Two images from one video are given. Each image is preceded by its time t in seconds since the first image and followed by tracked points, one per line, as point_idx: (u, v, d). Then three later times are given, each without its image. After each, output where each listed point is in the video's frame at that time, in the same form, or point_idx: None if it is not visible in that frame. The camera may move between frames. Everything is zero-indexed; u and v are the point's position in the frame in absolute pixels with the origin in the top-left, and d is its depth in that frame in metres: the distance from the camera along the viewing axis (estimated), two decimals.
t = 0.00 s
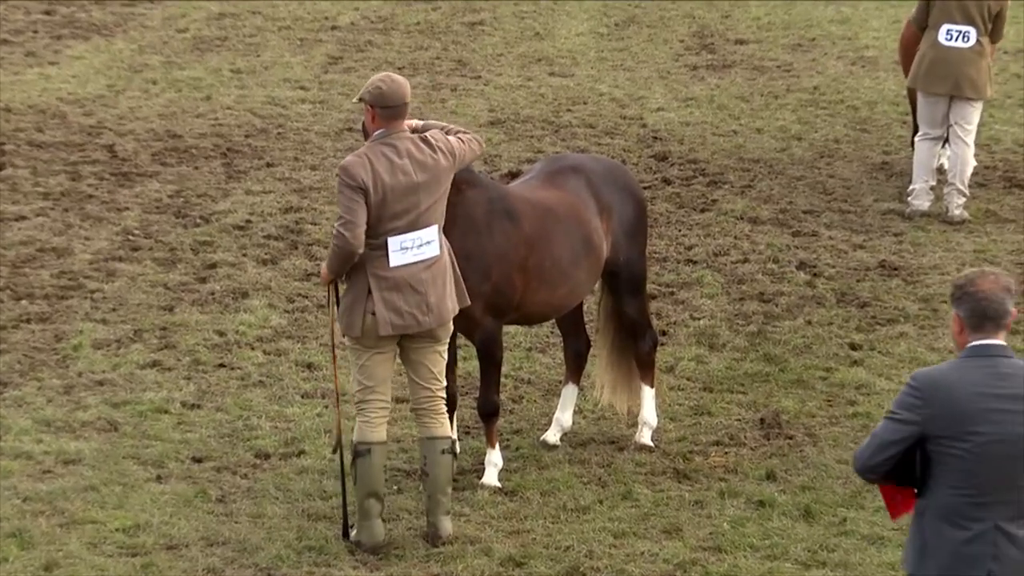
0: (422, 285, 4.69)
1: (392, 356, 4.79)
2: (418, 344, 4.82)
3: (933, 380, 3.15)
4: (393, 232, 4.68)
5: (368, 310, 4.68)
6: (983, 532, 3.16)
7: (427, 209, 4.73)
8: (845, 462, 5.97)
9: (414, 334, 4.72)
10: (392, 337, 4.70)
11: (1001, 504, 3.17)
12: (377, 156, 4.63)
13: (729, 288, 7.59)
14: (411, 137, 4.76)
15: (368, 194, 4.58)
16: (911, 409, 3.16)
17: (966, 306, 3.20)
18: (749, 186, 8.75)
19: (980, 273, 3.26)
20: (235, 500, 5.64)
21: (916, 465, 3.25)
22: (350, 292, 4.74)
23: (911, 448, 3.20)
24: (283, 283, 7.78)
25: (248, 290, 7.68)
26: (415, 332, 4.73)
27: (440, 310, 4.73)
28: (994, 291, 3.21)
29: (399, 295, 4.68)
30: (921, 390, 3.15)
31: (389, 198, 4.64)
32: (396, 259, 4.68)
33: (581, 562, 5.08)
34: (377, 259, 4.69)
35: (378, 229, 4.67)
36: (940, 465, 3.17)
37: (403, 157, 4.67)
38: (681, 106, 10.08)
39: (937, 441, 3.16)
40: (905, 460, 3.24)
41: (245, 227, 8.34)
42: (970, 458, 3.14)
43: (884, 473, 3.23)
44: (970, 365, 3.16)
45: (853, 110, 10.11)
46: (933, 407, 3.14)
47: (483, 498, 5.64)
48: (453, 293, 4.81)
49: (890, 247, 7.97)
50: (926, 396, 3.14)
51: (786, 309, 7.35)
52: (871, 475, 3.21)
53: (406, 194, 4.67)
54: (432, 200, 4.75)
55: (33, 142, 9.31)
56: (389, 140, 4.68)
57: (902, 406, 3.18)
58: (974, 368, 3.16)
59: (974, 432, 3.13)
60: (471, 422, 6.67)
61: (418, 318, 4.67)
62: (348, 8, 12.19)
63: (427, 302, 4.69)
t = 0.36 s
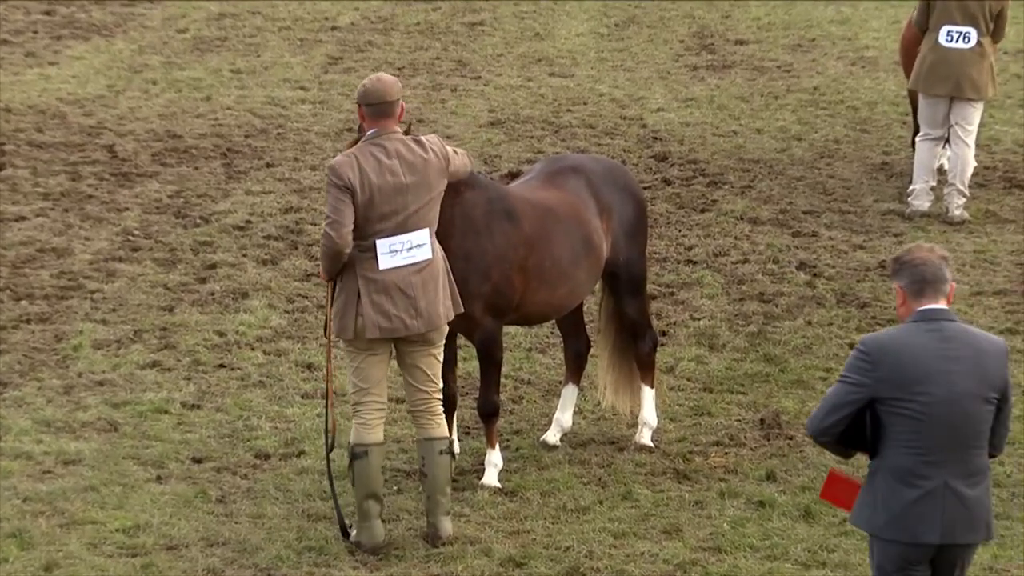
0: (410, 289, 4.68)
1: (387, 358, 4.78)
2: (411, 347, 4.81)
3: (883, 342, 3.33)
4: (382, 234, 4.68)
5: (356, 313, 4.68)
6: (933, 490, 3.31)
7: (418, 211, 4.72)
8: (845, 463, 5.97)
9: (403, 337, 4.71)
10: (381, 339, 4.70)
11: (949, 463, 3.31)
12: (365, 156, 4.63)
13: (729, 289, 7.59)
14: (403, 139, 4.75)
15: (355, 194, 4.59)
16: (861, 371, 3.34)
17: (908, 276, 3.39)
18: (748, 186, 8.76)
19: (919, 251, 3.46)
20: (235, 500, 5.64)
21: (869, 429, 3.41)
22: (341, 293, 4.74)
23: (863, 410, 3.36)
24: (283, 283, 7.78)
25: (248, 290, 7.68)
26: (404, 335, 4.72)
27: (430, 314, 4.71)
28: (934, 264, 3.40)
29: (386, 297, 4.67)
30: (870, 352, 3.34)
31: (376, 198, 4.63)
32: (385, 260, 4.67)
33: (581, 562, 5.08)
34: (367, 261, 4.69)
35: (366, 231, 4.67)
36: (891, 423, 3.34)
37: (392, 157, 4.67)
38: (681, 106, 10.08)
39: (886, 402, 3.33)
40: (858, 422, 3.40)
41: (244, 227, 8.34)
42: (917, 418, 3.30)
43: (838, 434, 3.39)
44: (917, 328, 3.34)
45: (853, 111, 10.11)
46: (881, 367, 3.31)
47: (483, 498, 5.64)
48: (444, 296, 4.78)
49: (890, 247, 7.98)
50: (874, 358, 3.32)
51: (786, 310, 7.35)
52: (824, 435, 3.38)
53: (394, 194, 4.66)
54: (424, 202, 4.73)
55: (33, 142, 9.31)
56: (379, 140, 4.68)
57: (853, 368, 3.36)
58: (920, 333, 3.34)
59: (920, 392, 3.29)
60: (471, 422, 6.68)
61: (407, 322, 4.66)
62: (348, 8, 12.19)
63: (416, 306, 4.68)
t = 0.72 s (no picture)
0: (393, 291, 4.68)
1: (379, 362, 4.78)
2: (401, 347, 4.79)
3: (857, 335, 3.45)
4: (365, 236, 4.67)
5: (339, 314, 4.69)
6: (923, 469, 3.42)
7: (401, 213, 4.71)
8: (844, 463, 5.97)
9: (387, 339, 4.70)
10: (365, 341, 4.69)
11: (933, 440, 3.44)
12: (346, 154, 4.65)
13: (728, 289, 7.59)
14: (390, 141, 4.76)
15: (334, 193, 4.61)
16: (842, 362, 3.43)
17: (853, 299, 3.64)
18: (748, 187, 8.76)
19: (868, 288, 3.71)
20: (236, 500, 5.64)
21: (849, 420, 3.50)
22: (327, 294, 4.76)
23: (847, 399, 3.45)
24: (283, 284, 7.78)
25: (248, 291, 7.68)
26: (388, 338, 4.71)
27: (412, 317, 4.70)
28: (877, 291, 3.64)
29: (368, 298, 4.67)
30: (847, 345, 3.45)
31: (356, 198, 4.64)
32: (367, 261, 4.67)
33: (581, 562, 5.08)
34: (351, 263, 4.69)
35: (350, 232, 4.68)
36: (874, 409, 3.44)
37: (375, 158, 4.68)
38: (681, 106, 10.08)
39: (869, 389, 3.43)
40: (840, 414, 3.48)
41: (244, 227, 8.34)
42: (901, 399, 3.42)
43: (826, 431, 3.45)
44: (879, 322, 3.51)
45: (853, 111, 10.11)
46: (861, 355, 3.42)
47: (483, 499, 5.64)
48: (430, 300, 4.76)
49: (890, 247, 7.98)
50: (852, 347, 3.43)
51: (785, 310, 7.34)
52: (816, 428, 3.42)
53: (375, 195, 4.66)
54: (407, 204, 4.72)
55: (33, 143, 9.31)
56: (363, 140, 4.69)
57: (832, 363, 3.45)
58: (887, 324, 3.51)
59: (903, 373, 3.43)
60: (471, 422, 6.67)
61: (388, 325, 4.66)
62: (348, 9, 12.19)
63: (398, 309, 4.67)
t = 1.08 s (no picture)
0: (385, 292, 4.67)
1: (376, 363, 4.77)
2: (397, 348, 4.77)
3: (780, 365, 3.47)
4: (356, 237, 4.68)
5: (333, 314, 4.70)
6: (850, 476, 3.36)
7: (391, 215, 4.70)
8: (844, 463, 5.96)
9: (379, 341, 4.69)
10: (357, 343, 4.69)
11: (861, 448, 3.38)
12: (335, 155, 4.68)
13: (728, 289, 7.59)
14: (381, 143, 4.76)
15: (322, 192, 4.64)
16: (764, 392, 3.45)
17: (793, 333, 3.60)
18: (748, 187, 8.76)
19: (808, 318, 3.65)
20: (235, 501, 5.64)
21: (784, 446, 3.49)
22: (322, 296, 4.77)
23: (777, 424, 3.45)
24: (283, 284, 7.77)
25: (248, 291, 7.68)
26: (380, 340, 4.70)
27: (404, 318, 4.68)
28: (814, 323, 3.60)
29: (358, 298, 4.67)
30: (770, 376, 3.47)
31: (343, 198, 4.66)
32: (357, 262, 4.67)
33: (581, 562, 5.08)
34: (343, 264, 4.70)
35: (341, 232, 4.68)
36: (802, 427, 3.41)
37: (364, 159, 4.68)
38: (681, 106, 10.08)
39: (793, 408, 3.42)
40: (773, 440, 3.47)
41: (244, 227, 8.34)
42: (823, 412, 3.39)
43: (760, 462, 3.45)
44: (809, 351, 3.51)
45: (854, 111, 10.11)
46: (780, 379, 3.43)
47: (483, 499, 5.63)
48: (424, 302, 4.73)
49: (890, 247, 7.98)
50: (773, 375, 3.45)
51: (785, 310, 7.34)
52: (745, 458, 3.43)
53: (364, 196, 4.67)
54: (397, 206, 4.71)
55: (32, 143, 9.31)
56: (353, 141, 4.72)
57: (758, 396, 3.47)
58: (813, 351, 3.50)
59: (823, 387, 3.41)
60: (471, 422, 6.67)
61: (381, 326, 4.65)
62: (348, 9, 12.19)
63: (390, 310, 4.66)
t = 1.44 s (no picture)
0: (368, 298, 4.65)
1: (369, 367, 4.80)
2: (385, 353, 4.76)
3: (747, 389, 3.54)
4: (346, 240, 4.67)
5: (325, 312, 4.74)
6: (818, 477, 3.37)
7: (381, 222, 4.65)
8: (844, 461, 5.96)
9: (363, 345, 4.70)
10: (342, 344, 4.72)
11: (827, 451, 3.40)
12: (336, 154, 4.68)
13: (728, 288, 7.59)
14: (384, 147, 4.71)
15: (315, 191, 4.67)
16: (731, 415, 3.52)
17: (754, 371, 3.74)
18: (748, 186, 8.76)
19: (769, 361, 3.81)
20: (235, 500, 5.63)
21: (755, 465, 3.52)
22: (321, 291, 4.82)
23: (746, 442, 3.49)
24: (283, 283, 7.77)
25: (247, 290, 7.67)
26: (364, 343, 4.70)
27: (384, 327, 4.65)
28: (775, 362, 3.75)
29: (344, 300, 4.68)
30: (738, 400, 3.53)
31: (334, 200, 4.66)
32: (343, 265, 4.67)
33: (581, 561, 5.08)
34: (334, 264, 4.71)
35: (334, 233, 4.69)
36: (770, 441, 3.45)
37: (359, 164, 4.65)
38: (680, 105, 10.07)
39: (760, 425, 3.47)
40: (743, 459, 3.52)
41: (244, 227, 8.34)
42: (788, 423, 3.43)
43: (729, 479, 3.48)
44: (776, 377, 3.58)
45: (853, 110, 10.10)
46: (746, 401, 3.50)
47: (483, 498, 5.63)
48: (408, 312, 4.67)
49: (890, 247, 7.98)
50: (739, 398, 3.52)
51: (785, 309, 7.34)
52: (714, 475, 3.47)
53: (353, 200, 4.64)
54: (385, 214, 4.65)
55: (32, 142, 9.31)
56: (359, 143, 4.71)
57: (727, 418, 3.54)
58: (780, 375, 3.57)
59: (788, 400, 3.46)
60: (471, 421, 6.67)
61: (361, 331, 4.66)
62: (348, 8, 12.19)
63: (372, 317, 4.65)
